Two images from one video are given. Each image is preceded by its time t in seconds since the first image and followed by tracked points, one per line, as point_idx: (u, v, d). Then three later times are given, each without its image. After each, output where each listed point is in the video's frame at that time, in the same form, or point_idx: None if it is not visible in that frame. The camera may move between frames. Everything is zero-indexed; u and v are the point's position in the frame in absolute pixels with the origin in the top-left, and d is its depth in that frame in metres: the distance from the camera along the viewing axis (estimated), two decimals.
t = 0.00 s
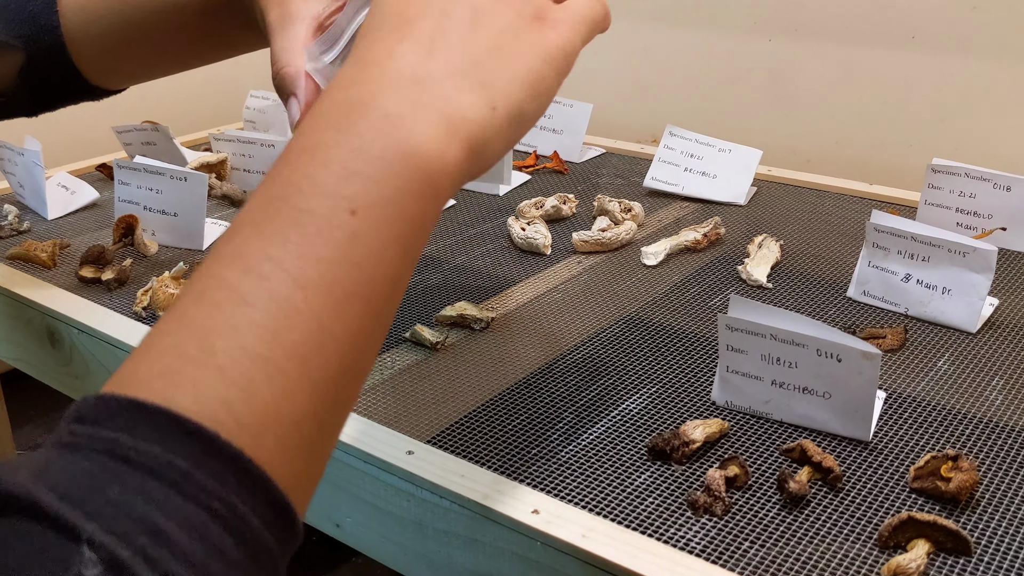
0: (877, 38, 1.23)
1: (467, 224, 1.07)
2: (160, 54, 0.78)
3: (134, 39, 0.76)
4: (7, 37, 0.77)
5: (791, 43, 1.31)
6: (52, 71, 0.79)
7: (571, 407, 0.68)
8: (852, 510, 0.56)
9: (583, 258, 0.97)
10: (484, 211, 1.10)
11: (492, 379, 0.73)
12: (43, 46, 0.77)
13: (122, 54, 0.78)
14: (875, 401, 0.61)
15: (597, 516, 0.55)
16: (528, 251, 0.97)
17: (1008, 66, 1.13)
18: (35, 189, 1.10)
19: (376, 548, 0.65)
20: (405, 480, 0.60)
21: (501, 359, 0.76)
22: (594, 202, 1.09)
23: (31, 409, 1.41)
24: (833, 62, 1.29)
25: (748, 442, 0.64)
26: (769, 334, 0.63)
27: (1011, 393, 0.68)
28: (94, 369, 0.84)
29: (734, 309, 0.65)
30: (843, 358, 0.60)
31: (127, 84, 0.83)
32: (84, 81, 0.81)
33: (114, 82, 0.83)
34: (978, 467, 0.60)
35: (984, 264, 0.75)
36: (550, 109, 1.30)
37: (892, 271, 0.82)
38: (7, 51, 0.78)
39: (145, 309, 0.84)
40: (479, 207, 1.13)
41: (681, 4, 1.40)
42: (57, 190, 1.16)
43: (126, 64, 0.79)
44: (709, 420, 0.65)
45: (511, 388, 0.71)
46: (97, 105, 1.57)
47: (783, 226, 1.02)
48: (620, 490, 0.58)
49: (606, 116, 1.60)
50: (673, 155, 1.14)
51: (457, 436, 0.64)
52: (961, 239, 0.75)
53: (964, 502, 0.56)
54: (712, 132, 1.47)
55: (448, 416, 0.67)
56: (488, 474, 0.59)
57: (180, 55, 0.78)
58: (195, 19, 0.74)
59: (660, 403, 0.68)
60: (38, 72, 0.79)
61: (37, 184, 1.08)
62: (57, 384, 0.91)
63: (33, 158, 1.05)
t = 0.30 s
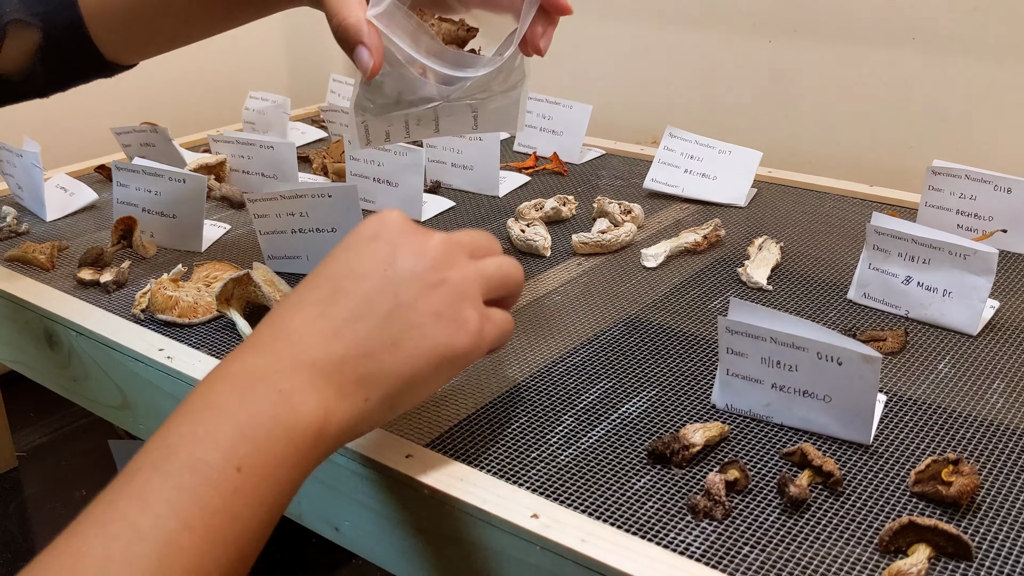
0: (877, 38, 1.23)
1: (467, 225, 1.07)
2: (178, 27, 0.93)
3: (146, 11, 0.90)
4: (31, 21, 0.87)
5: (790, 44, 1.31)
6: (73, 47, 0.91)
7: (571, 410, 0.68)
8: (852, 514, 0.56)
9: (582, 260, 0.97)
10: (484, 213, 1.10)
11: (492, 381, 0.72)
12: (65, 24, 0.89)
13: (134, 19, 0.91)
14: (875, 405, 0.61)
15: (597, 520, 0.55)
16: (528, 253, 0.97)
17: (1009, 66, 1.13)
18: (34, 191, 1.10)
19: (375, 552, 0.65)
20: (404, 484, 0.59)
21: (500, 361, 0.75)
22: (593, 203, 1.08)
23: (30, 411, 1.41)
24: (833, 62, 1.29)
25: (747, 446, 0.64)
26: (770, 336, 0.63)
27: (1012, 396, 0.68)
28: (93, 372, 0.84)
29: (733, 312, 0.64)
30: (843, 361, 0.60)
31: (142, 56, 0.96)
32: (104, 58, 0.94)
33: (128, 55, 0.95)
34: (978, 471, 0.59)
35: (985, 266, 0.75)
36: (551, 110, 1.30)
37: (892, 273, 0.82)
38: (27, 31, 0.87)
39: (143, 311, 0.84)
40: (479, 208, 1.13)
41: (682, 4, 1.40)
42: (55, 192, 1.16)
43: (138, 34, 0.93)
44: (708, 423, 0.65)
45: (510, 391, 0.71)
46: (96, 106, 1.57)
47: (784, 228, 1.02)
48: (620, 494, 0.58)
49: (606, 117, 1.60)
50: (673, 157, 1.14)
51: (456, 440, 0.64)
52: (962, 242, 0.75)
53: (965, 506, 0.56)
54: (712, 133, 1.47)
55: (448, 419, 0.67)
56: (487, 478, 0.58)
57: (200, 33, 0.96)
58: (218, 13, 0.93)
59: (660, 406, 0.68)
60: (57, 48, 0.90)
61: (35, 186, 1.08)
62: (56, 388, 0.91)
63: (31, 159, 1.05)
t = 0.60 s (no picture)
0: (878, 38, 1.23)
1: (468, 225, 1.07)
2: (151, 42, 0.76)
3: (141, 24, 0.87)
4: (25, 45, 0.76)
5: (791, 44, 1.31)
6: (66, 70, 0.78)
7: (572, 410, 0.68)
8: (854, 514, 0.56)
9: (583, 260, 0.97)
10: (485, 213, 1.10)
11: (494, 382, 0.72)
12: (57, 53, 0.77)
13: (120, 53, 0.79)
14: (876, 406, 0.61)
15: (598, 520, 0.55)
16: (529, 253, 0.97)
17: (1008, 67, 1.13)
18: (34, 192, 1.09)
19: (378, 553, 0.65)
20: (406, 484, 0.59)
21: (501, 361, 0.75)
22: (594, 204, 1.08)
23: (30, 411, 1.40)
24: (834, 62, 1.29)
25: (749, 446, 0.64)
26: (771, 337, 0.63)
27: (1012, 396, 0.68)
28: (93, 372, 0.84)
29: (734, 312, 0.64)
30: (844, 361, 0.60)
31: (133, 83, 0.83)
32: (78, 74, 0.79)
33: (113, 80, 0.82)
34: (980, 471, 0.59)
35: (987, 266, 0.75)
36: (552, 110, 1.30)
37: (893, 273, 0.82)
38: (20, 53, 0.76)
39: (144, 311, 0.84)
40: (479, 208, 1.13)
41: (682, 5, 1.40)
42: (56, 192, 1.16)
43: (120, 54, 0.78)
44: (710, 423, 0.65)
45: (512, 391, 0.71)
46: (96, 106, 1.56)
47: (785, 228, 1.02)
48: (621, 494, 0.58)
49: (607, 118, 1.60)
50: (674, 157, 1.14)
51: (457, 439, 0.64)
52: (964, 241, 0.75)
53: (967, 506, 0.56)
54: (712, 134, 1.47)
55: (449, 418, 0.67)
56: (488, 478, 0.58)
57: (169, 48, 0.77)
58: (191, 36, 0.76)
59: (661, 406, 0.68)
60: (52, 72, 0.78)
61: (35, 185, 1.08)
62: (55, 387, 0.91)
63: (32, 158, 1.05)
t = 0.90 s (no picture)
0: (877, 39, 1.23)
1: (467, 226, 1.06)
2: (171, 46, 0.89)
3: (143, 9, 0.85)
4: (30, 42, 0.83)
5: (790, 45, 1.31)
6: (68, 62, 0.85)
7: (572, 412, 0.68)
8: (854, 516, 0.56)
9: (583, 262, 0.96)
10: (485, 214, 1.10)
11: (493, 383, 0.72)
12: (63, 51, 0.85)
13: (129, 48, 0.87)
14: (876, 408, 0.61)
15: (598, 523, 0.55)
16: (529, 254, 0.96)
17: (1007, 67, 1.13)
18: (34, 192, 1.09)
19: (377, 555, 0.65)
20: (405, 486, 0.59)
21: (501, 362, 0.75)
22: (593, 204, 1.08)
23: (30, 412, 1.40)
24: (833, 62, 1.29)
25: (748, 448, 0.63)
26: (771, 339, 0.62)
27: (1012, 398, 0.68)
28: (92, 373, 0.83)
29: (734, 314, 0.64)
30: (843, 363, 0.60)
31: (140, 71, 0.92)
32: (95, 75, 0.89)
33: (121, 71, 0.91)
34: (980, 474, 0.59)
35: (987, 267, 0.75)
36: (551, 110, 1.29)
37: (893, 274, 0.82)
38: (20, 44, 0.82)
39: (143, 312, 0.84)
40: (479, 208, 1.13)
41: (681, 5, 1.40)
42: (55, 193, 1.16)
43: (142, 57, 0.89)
44: (709, 425, 0.65)
45: (511, 393, 0.71)
46: (96, 107, 1.56)
47: (784, 229, 1.02)
48: (620, 496, 0.58)
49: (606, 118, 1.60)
50: (673, 157, 1.14)
51: (456, 442, 0.64)
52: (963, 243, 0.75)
53: (967, 509, 0.56)
54: (712, 134, 1.47)
55: (448, 421, 0.67)
56: (487, 481, 0.58)
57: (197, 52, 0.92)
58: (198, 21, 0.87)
59: (661, 409, 0.68)
60: (53, 64, 0.84)
61: (34, 186, 1.08)
62: (54, 387, 0.91)
63: (31, 159, 1.05)
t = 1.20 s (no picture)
0: (878, 39, 1.23)
1: (468, 226, 1.06)
2: (190, 66, 0.83)
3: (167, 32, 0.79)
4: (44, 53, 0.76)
5: (790, 46, 1.31)
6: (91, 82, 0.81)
7: (572, 413, 0.67)
8: (854, 518, 0.56)
9: (583, 262, 0.96)
10: (486, 215, 1.10)
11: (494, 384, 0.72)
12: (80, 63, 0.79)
13: (150, 65, 0.82)
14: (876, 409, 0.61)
15: (599, 524, 0.55)
16: (529, 254, 0.96)
17: (1008, 66, 1.13)
18: (34, 193, 1.09)
19: (377, 556, 0.65)
20: (405, 487, 0.59)
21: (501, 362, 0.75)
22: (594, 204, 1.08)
23: (29, 413, 1.40)
24: (833, 62, 1.28)
25: (749, 449, 0.63)
26: (771, 339, 0.62)
27: (1013, 398, 0.68)
28: (91, 374, 0.83)
29: (735, 315, 0.64)
30: (844, 364, 0.60)
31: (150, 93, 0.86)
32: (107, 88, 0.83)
33: (136, 90, 0.85)
34: (981, 475, 0.59)
35: (987, 268, 0.74)
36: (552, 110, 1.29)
37: (894, 274, 0.82)
38: (40, 65, 0.77)
39: (143, 312, 0.84)
40: (479, 208, 1.13)
41: (681, 5, 1.40)
42: (55, 193, 1.15)
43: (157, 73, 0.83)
44: (709, 426, 0.65)
45: (512, 394, 0.70)
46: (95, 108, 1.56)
47: (784, 230, 1.02)
48: (621, 497, 0.58)
49: (606, 118, 1.60)
50: (673, 158, 1.14)
51: (457, 443, 0.64)
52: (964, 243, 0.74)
53: (968, 510, 0.56)
54: (712, 134, 1.47)
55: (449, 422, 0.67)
56: (488, 482, 0.58)
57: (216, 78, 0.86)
58: (218, 49, 0.81)
59: (661, 409, 0.68)
60: (75, 82, 0.80)
61: (34, 187, 1.08)
62: (54, 388, 0.91)
63: (31, 160, 1.05)
